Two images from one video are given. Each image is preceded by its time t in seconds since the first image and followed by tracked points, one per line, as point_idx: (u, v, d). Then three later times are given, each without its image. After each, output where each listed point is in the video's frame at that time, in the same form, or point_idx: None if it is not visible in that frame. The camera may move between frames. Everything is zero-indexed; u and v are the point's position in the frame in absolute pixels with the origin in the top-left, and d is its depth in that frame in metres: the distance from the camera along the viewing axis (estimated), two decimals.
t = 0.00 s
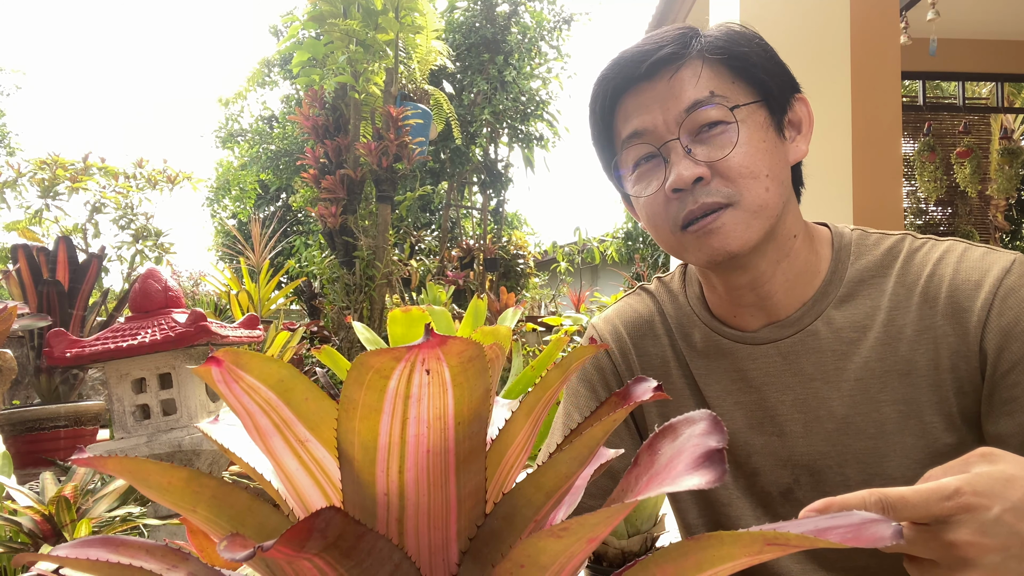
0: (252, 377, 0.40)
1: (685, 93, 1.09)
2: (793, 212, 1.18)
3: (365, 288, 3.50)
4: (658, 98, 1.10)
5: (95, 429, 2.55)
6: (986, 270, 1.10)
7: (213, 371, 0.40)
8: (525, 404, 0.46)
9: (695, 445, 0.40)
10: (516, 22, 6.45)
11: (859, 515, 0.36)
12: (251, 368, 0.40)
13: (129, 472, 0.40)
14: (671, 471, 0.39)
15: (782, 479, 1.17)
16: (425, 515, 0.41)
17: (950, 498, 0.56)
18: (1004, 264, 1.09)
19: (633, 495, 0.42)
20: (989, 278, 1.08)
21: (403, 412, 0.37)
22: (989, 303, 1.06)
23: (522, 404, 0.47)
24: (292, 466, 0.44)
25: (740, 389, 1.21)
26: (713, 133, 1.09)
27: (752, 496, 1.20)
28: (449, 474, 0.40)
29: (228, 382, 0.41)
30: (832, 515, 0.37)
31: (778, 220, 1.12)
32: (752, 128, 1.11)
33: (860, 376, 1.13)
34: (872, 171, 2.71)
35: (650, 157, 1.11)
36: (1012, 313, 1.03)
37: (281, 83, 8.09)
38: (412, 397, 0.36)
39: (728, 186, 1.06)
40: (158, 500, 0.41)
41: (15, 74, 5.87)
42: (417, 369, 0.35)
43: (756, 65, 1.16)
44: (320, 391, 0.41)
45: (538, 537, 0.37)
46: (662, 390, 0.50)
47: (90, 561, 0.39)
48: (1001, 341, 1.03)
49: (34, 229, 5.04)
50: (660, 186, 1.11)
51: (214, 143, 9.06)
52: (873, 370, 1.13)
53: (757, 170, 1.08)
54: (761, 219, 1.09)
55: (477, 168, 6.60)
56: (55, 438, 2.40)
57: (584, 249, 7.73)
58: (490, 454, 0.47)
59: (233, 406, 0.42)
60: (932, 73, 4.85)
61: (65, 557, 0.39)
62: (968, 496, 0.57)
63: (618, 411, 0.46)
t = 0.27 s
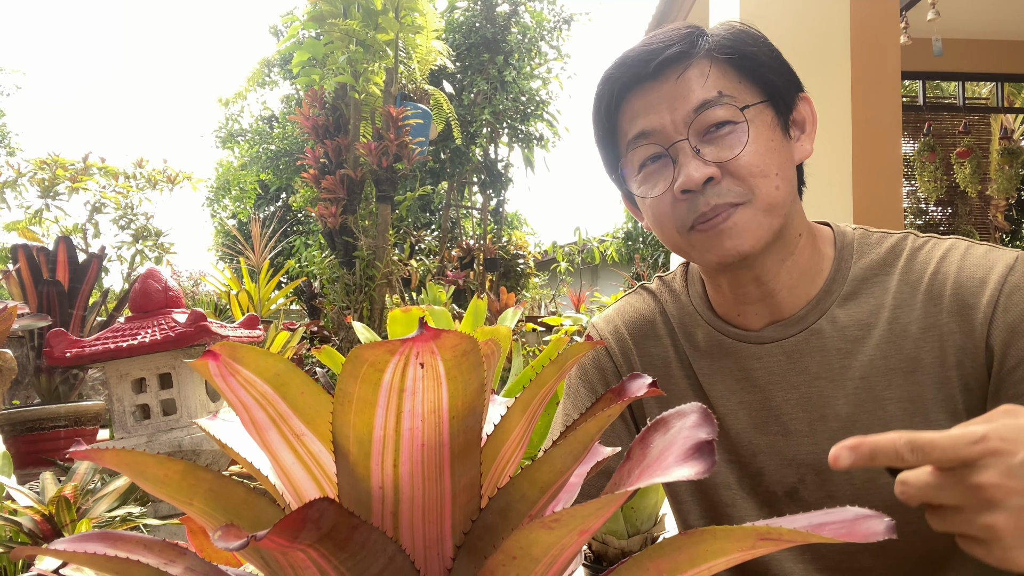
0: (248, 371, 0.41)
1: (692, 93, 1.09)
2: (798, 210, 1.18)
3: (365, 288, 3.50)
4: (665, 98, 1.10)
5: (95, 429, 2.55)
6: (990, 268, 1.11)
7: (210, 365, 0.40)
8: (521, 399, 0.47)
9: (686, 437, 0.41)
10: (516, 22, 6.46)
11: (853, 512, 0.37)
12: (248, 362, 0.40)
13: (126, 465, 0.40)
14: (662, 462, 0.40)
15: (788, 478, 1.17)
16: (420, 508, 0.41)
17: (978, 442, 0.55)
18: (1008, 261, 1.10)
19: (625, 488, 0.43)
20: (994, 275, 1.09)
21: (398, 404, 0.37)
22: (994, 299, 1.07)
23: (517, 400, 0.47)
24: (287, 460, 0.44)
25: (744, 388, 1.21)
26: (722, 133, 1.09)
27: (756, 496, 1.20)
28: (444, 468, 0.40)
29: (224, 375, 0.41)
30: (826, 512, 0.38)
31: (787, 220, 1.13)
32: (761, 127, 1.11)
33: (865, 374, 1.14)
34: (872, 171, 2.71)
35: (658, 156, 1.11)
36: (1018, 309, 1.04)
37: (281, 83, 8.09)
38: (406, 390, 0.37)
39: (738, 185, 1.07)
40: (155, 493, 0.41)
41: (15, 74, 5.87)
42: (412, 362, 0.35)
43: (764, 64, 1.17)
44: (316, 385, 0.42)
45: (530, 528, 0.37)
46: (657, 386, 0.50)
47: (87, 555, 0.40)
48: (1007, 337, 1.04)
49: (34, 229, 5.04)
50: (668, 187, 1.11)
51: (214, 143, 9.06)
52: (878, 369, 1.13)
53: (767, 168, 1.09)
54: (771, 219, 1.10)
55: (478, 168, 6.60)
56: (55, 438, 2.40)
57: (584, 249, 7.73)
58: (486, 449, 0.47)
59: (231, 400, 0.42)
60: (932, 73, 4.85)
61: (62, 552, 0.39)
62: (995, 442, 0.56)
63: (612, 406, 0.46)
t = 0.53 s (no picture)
0: (238, 376, 0.40)
1: (694, 97, 1.07)
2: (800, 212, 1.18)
3: (365, 288, 3.50)
4: (666, 103, 1.08)
5: (95, 429, 2.54)
6: (992, 261, 1.12)
7: (200, 370, 0.40)
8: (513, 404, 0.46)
9: (677, 445, 0.40)
10: (516, 22, 6.46)
11: (845, 517, 0.37)
12: (237, 367, 0.40)
13: (115, 471, 0.40)
14: (653, 470, 0.40)
15: (795, 478, 1.17)
16: (411, 514, 0.41)
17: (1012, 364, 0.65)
18: (1010, 254, 1.11)
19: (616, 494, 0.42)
20: (997, 268, 1.10)
21: (388, 411, 0.37)
22: (1000, 291, 1.08)
23: (509, 404, 0.47)
24: (279, 465, 0.44)
25: (750, 387, 1.21)
26: (725, 137, 1.08)
27: (761, 497, 1.18)
28: (435, 474, 0.40)
29: (214, 381, 0.40)
30: (819, 516, 0.38)
31: (791, 224, 1.14)
32: (763, 131, 1.11)
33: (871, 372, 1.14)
34: (873, 170, 2.71)
35: (661, 162, 1.10)
36: None
37: (281, 83, 8.09)
38: (397, 396, 0.36)
39: (744, 190, 1.07)
40: (145, 498, 0.41)
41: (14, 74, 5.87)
42: (402, 368, 0.35)
43: (761, 65, 1.16)
44: (307, 391, 0.42)
45: (519, 536, 0.37)
46: (650, 390, 0.50)
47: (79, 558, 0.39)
48: (1016, 328, 1.06)
49: (34, 229, 5.03)
50: (671, 194, 1.10)
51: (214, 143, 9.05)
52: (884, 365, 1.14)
53: (771, 174, 1.09)
54: (777, 225, 1.11)
55: (478, 169, 6.60)
56: (55, 439, 2.39)
57: (584, 249, 7.73)
58: (479, 453, 0.47)
59: (222, 406, 0.42)
60: (932, 72, 4.85)
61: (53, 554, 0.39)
62: None
63: (604, 410, 0.46)
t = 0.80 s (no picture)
0: (255, 367, 0.40)
1: (686, 105, 1.07)
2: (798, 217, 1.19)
3: (365, 288, 3.50)
4: (658, 112, 1.07)
5: (95, 429, 2.54)
6: (990, 266, 1.12)
7: (217, 362, 0.40)
8: (525, 398, 0.47)
9: (695, 430, 0.41)
10: (515, 22, 6.46)
11: (853, 509, 0.37)
12: (255, 358, 0.40)
13: (130, 462, 0.40)
14: (670, 457, 0.40)
15: (791, 482, 1.18)
16: (426, 505, 0.41)
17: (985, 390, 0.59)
18: (1008, 258, 1.11)
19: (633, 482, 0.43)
20: (994, 274, 1.11)
21: (407, 402, 0.37)
22: (997, 297, 1.08)
23: (522, 398, 0.47)
24: (294, 458, 0.45)
25: (747, 392, 1.22)
26: (718, 143, 1.08)
27: (756, 499, 1.19)
28: (450, 466, 0.40)
29: (231, 372, 0.41)
30: (826, 509, 0.38)
31: (790, 226, 1.14)
32: (757, 134, 1.11)
33: (866, 377, 1.14)
34: (873, 171, 2.70)
35: (656, 171, 1.09)
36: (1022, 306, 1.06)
37: (281, 83, 8.10)
38: (415, 386, 0.36)
39: (743, 195, 1.08)
40: (158, 489, 0.41)
41: (15, 74, 5.88)
42: (421, 359, 0.35)
43: (747, 71, 1.16)
44: (322, 383, 0.42)
45: (541, 523, 0.37)
46: (662, 384, 0.50)
47: (88, 553, 0.40)
48: (1013, 335, 1.06)
49: (33, 229, 5.03)
50: (669, 204, 1.10)
51: (214, 143, 9.06)
52: (880, 370, 1.14)
53: (771, 177, 1.10)
54: (780, 225, 1.11)
55: (478, 169, 6.60)
56: (55, 438, 2.39)
57: (584, 249, 7.73)
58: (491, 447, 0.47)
59: (237, 398, 0.42)
60: (932, 73, 4.85)
61: (62, 549, 0.39)
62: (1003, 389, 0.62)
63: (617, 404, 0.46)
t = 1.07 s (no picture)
0: (283, 373, 0.40)
1: (683, 93, 1.08)
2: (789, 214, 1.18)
3: (365, 288, 3.50)
4: (657, 97, 1.09)
5: (95, 429, 2.54)
6: (989, 290, 1.07)
7: (243, 365, 0.40)
8: (547, 410, 0.46)
9: (731, 463, 0.41)
10: (516, 22, 6.46)
11: (875, 533, 0.38)
12: (282, 365, 0.40)
13: (154, 463, 0.40)
14: (707, 489, 0.40)
15: (774, 487, 1.19)
16: (448, 516, 0.41)
17: None
18: (1009, 284, 1.06)
19: (663, 508, 0.43)
20: (991, 299, 1.06)
21: (435, 414, 0.37)
22: (990, 325, 1.04)
23: (544, 411, 0.47)
24: (315, 463, 0.45)
25: (735, 397, 1.22)
26: (712, 134, 1.08)
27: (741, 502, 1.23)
28: (474, 477, 0.41)
29: (257, 377, 0.41)
30: (848, 532, 0.39)
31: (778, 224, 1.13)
32: (749, 129, 1.11)
33: (854, 391, 1.14)
34: (872, 172, 2.71)
35: (648, 156, 1.10)
36: (1015, 336, 1.01)
37: (281, 83, 8.09)
38: (444, 400, 0.36)
39: (730, 186, 1.06)
40: (179, 491, 0.41)
41: (15, 75, 5.87)
42: (452, 373, 0.35)
43: (751, 65, 1.17)
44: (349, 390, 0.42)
45: (572, 544, 0.37)
46: (685, 400, 0.50)
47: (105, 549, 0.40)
48: (1001, 367, 1.02)
49: (34, 229, 5.03)
50: (657, 188, 1.10)
51: (215, 142, 9.06)
52: (868, 384, 1.13)
53: (758, 170, 1.09)
54: (762, 221, 1.10)
55: (478, 169, 6.60)
56: (55, 438, 2.39)
57: (584, 249, 7.73)
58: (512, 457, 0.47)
59: (261, 402, 0.42)
60: (932, 73, 4.85)
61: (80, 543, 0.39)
62: None
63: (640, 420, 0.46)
